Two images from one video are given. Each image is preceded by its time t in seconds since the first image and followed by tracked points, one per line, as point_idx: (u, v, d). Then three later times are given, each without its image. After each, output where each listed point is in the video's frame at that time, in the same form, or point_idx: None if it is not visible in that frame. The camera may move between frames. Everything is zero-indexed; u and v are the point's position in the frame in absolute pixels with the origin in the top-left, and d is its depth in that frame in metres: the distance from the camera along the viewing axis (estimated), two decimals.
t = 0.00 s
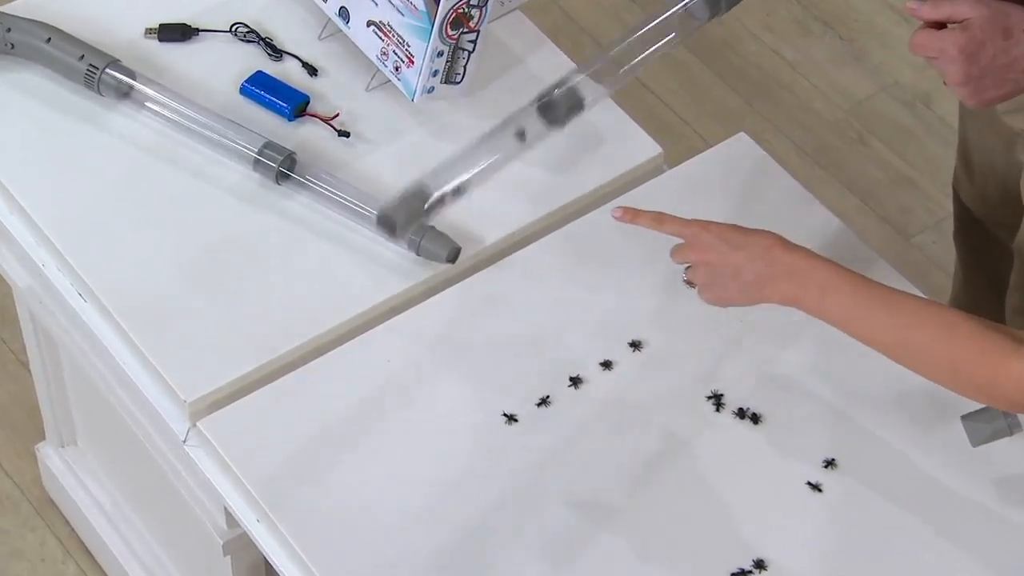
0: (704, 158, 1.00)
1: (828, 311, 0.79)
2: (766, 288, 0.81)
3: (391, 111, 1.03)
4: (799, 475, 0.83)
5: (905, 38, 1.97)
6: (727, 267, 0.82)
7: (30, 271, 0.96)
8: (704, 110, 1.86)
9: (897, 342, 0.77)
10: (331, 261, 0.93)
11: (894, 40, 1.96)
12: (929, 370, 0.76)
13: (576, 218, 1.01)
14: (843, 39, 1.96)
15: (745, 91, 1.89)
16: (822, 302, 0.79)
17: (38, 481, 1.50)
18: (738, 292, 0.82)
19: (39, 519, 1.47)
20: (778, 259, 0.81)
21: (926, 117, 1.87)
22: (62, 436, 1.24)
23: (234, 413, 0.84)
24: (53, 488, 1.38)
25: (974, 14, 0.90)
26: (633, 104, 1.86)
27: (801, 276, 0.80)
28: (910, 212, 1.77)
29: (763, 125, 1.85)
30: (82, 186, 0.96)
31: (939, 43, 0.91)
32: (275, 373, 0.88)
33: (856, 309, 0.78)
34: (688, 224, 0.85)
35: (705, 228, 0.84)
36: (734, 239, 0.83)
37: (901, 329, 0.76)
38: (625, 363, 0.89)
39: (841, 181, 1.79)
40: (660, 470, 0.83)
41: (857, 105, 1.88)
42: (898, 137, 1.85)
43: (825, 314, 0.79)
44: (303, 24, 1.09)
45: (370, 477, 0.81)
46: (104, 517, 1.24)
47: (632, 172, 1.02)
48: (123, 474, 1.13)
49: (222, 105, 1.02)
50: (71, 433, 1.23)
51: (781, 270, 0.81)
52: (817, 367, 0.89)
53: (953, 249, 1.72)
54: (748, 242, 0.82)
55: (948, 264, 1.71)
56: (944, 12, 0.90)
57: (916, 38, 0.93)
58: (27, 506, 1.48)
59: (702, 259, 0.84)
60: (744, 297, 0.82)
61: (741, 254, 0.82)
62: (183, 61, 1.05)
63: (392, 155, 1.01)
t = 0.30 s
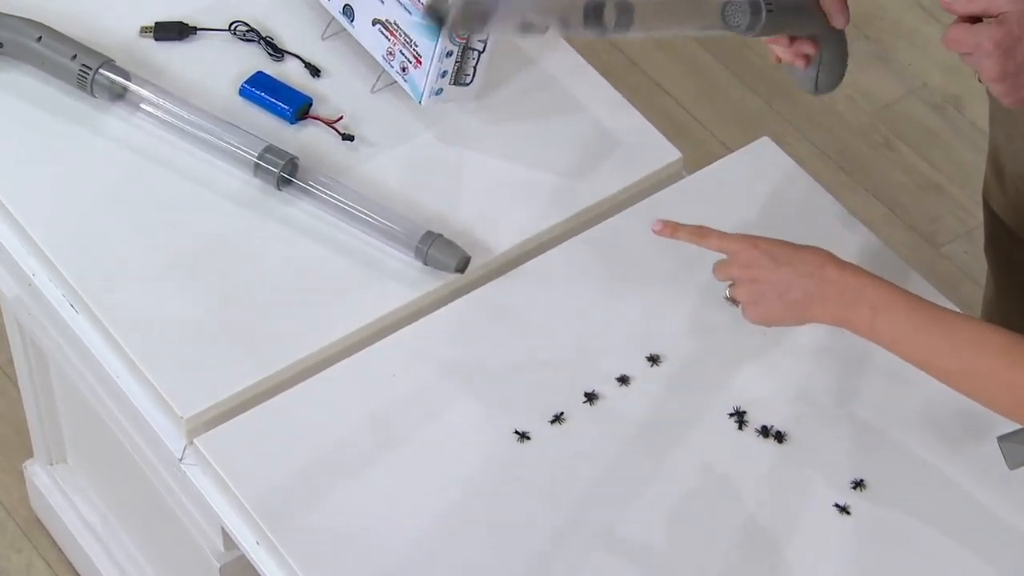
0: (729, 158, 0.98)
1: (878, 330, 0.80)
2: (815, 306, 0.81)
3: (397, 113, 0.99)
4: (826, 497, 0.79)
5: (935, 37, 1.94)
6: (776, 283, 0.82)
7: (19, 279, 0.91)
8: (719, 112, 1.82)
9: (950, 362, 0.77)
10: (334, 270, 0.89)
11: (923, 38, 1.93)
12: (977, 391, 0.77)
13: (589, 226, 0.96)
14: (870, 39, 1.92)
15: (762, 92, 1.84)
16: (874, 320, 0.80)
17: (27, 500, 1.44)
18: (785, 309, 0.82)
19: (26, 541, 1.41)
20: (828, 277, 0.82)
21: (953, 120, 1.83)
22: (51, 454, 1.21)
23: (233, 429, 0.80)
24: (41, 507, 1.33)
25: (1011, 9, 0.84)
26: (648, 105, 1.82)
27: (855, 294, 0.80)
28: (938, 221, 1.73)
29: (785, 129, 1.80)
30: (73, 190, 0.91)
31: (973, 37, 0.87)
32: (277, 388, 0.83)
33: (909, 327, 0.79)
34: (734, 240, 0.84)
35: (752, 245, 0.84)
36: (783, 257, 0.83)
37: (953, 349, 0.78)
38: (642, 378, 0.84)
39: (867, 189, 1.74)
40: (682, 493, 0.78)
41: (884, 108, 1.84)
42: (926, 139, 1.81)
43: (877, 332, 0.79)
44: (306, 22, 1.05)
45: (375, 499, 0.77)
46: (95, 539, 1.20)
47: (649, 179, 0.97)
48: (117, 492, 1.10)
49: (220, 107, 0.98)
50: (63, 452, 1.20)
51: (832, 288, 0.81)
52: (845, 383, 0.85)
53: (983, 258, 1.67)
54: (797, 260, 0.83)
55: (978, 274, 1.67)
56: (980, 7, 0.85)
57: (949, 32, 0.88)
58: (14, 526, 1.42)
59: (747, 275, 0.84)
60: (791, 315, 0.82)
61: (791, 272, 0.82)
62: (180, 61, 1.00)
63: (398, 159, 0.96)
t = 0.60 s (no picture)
0: (736, 177, 0.97)
1: (900, 365, 0.78)
2: (835, 344, 0.80)
3: (404, 131, 0.99)
4: (833, 517, 0.78)
5: (940, 56, 1.93)
6: (794, 323, 0.81)
7: (24, 297, 0.91)
8: (724, 130, 1.82)
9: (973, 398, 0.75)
10: (340, 289, 0.89)
11: (928, 57, 1.93)
12: (1002, 424, 0.75)
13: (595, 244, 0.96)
14: (874, 56, 1.92)
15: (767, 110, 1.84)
16: (895, 357, 0.78)
17: (30, 518, 1.43)
18: (805, 347, 0.80)
19: (30, 559, 1.40)
20: (848, 314, 0.80)
21: (959, 139, 1.83)
22: (56, 472, 1.21)
23: (240, 448, 0.79)
24: (45, 525, 1.33)
25: None
26: (653, 123, 1.82)
27: (874, 329, 0.79)
28: (946, 240, 1.73)
29: (793, 149, 1.80)
30: (79, 209, 0.91)
31: (988, 63, 0.87)
32: (282, 407, 0.83)
33: (930, 364, 0.77)
34: (749, 279, 0.83)
35: (767, 284, 0.82)
36: (800, 295, 0.82)
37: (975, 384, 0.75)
38: (650, 397, 0.84)
39: (873, 208, 1.74)
40: (690, 513, 0.78)
41: (889, 126, 1.84)
42: (934, 159, 1.81)
43: (898, 368, 0.78)
44: (312, 40, 1.05)
45: (382, 519, 0.76)
46: (100, 557, 1.20)
47: (655, 198, 0.97)
48: (122, 511, 1.10)
49: (227, 125, 0.98)
50: (67, 470, 1.20)
51: (851, 325, 0.79)
52: (852, 401, 0.84)
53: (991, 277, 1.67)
54: (813, 298, 0.81)
55: (984, 293, 1.67)
56: (992, 33, 0.85)
57: (963, 58, 0.89)
58: (17, 544, 1.41)
59: (765, 314, 0.82)
60: (812, 354, 0.80)
61: (809, 310, 0.81)
62: (186, 79, 1.00)
63: (405, 177, 0.96)
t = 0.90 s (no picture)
0: (738, 208, 0.97)
1: (913, 406, 0.78)
2: (848, 386, 0.80)
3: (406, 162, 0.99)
4: (836, 549, 0.78)
5: (942, 86, 1.93)
6: (805, 364, 0.82)
7: (24, 326, 0.90)
8: (726, 158, 1.82)
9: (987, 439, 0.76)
10: (341, 319, 0.88)
11: (929, 86, 1.93)
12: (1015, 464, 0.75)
13: (596, 274, 0.96)
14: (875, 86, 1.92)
15: (768, 139, 1.85)
16: (908, 399, 0.78)
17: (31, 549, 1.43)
18: (817, 389, 0.81)
19: None
20: (860, 355, 0.81)
21: (960, 168, 1.84)
22: (56, 503, 1.20)
23: (241, 479, 0.79)
24: (45, 556, 1.32)
25: (1018, 66, 0.84)
26: (655, 152, 1.82)
27: (887, 370, 0.79)
28: (948, 270, 1.73)
29: (795, 178, 1.80)
30: (81, 239, 0.91)
31: (982, 94, 0.87)
32: (283, 438, 0.83)
33: (944, 405, 0.77)
34: (760, 323, 0.84)
35: (779, 326, 0.84)
36: (812, 336, 0.82)
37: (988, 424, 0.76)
38: (652, 428, 0.84)
39: (875, 237, 1.74)
40: (693, 546, 0.78)
41: (889, 156, 1.84)
42: (935, 190, 1.81)
43: (911, 409, 0.78)
44: (314, 70, 1.05)
45: (384, 551, 0.76)
46: None
47: (657, 228, 0.97)
48: (121, 543, 1.09)
49: (229, 155, 0.98)
50: (66, 501, 1.19)
51: (864, 365, 0.80)
52: (855, 433, 0.84)
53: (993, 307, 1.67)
54: (825, 338, 0.82)
55: (987, 322, 1.67)
56: (989, 63, 0.85)
57: (958, 88, 0.89)
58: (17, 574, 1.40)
59: (777, 357, 0.83)
60: (825, 395, 0.81)
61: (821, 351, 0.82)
62: (188, 110, 1.00)
63: (407, 208, 0.96)
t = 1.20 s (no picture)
0: (739, 242, 0.97)
1: (945, 453, 0.77)
2: (878, 432, 0.79)
3: (406, 197, 0.99)
4: None
5: (942, 121, 1.94)
6: (833, 411, 0.80)
7: (23, 362, 0.90)
8: (727, 193, 1.82)
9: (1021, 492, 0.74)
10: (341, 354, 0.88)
11: (928, 120, 1.93)
12: None
13: (597, 309, 0.96)
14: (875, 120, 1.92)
15: (769, 173, 1.85)
16: (939, 447, 0.77)
17: None
18: (846, 435, 0.80)
19: None
20: (889, 400, 0.79)
21: (960, 202, 1.84)
22: (54, 541, 1.20)
23: (240, 517, 0.79)
24: None
25: (1012, 103, 0.85)
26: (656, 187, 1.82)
27: (916, 419, 0.78)
28: (949, 305, 1.73)
29: (795, 212, 1.80)
30: (80, 275, 0.91)
31: (975, 132, 0.87)
32: (283, 474, 0.83)
33: (976, 455, 0.76)
34: (786, 367, 0.82)
35: (804, 369, 0.82)
36: (838, 379, 0.81)
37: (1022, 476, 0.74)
38: (653, 465, 0.83)
39: (876, 271, 1.74)
40: None
41: (890, 190, 1.84)
42: (936, 225, 1.81)
43: (944, 458, 0.77)
44: (314, 105, 1.05)
45: None
46: None
47: (657, 263, 0.97)
48: None
49: (229, 191, 0.98)
50: (64, 538, 1.19)
51: (893, 410, 0.79)
52: (856, 469, 0.84)
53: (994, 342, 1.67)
54: (852, 382, 0.80)
55: (987, 358, 1.66)
56: (983, 101, 0.86)
57: (951, 128, 0.89)
58: None
59: (803, 400, 0.82)
60: (855, 440, 0.80)
61: (847, 396, 0.80)
62: (188, 146, 1.00)
63: (407, 243, 0.96)
